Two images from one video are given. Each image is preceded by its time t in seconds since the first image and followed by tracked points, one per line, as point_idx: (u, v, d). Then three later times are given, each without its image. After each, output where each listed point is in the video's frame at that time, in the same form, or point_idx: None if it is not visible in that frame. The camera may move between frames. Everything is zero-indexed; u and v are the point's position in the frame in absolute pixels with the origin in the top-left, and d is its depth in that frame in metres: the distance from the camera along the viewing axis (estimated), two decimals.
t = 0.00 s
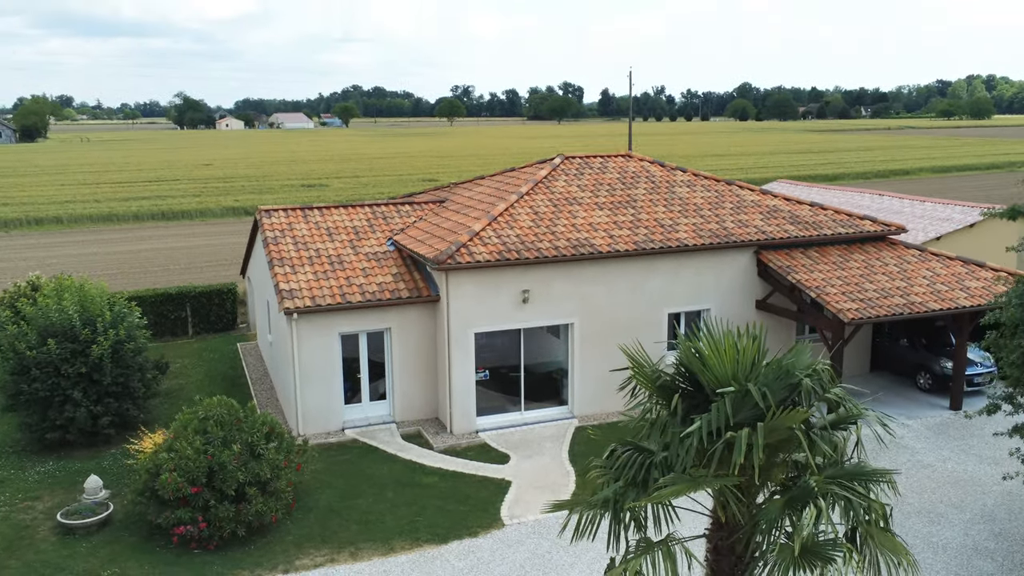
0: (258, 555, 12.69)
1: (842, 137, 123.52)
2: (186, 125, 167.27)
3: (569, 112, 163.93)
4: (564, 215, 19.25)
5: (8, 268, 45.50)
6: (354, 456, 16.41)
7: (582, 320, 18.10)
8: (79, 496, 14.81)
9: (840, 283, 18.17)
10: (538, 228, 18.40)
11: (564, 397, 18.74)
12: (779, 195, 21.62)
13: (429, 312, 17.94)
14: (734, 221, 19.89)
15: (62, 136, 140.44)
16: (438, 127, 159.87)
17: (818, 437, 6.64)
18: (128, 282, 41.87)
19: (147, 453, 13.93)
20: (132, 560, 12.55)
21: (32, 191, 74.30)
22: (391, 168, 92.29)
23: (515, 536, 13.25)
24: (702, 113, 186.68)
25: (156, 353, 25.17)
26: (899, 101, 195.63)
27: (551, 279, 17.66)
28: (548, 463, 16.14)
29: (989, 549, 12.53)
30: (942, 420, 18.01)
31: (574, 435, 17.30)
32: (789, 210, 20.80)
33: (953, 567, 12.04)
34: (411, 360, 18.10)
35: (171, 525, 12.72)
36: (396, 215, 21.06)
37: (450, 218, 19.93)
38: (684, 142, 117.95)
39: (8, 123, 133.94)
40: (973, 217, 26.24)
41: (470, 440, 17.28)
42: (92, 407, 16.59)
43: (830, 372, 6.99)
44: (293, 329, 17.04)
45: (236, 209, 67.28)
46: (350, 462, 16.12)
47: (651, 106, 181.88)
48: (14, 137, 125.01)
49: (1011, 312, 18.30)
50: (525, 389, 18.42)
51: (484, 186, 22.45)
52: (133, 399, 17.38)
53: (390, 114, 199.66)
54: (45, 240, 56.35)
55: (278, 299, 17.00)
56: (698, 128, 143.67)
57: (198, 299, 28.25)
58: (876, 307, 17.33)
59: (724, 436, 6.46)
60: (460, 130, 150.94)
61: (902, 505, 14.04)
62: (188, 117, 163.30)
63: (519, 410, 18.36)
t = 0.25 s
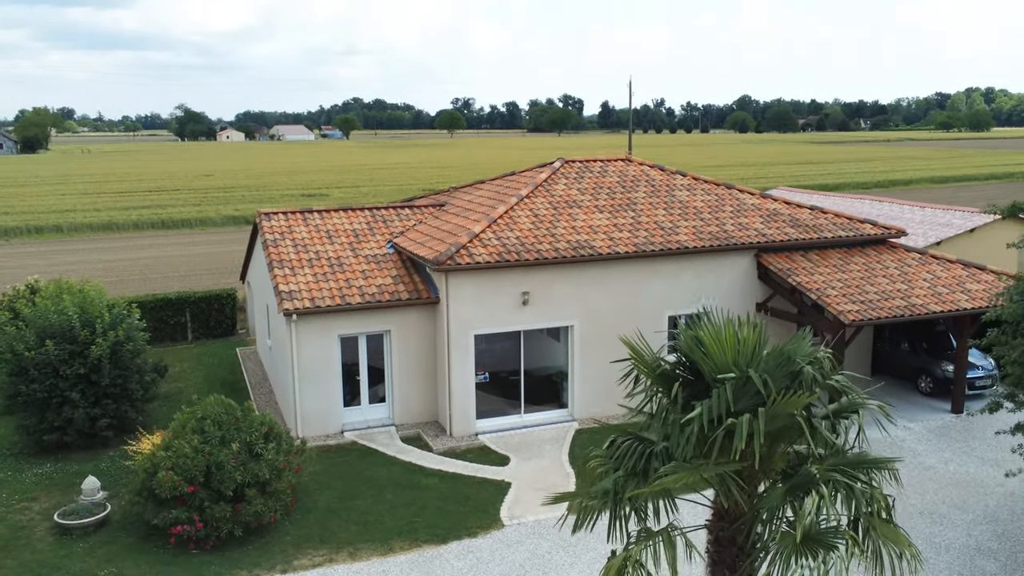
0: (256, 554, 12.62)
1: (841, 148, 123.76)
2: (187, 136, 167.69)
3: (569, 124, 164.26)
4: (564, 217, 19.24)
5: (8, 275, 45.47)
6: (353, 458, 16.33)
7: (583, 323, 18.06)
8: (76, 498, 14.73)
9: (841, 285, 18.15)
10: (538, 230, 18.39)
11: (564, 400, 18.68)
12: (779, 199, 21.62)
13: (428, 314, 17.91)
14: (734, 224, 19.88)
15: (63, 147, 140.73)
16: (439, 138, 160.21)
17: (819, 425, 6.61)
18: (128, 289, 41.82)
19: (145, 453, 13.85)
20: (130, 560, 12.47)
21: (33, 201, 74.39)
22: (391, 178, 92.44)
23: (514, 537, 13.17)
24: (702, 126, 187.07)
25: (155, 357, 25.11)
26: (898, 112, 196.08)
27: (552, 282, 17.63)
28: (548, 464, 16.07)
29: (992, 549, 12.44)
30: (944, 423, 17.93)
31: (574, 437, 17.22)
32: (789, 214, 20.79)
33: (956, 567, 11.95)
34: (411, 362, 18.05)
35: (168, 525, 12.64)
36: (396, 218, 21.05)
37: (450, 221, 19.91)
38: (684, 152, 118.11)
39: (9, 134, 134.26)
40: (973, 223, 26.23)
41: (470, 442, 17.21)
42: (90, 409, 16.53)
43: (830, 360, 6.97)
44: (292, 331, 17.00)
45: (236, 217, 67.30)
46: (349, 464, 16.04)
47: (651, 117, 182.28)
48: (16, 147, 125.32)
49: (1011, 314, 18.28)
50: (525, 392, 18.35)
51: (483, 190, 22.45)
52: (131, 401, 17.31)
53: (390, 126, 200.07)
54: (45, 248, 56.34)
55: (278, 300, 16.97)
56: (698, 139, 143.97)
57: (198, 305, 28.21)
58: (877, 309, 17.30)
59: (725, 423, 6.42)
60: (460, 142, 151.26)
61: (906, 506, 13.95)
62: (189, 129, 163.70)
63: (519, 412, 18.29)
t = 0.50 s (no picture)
0: (254, 556, 12.55)
1: (840, 158, 123.94)
2: (188, 146, 168.01)
3: (569, 134, 164.60)
4: (564, 221, 19.24)
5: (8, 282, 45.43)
6: (352, 461, 16.26)
7: (583, 326, 18.02)
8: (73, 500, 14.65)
9: (841, 288, 18.13)
10: (538, 233, 18.38)
11: (564, 404, 18.62)
12: (779, 203, 21.62)
13: (428, 317, 17.88)
14: (734, 227, 19.87)
15: (64, 158, 141.02)
16: (439, 149, 160.53)
17: (820, 416, 6.59)
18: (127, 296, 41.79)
19: (143, 454, 13.78)
20: (127, 561, 12.40)
21: (33, 210, 74.43)
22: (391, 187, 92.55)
23: (514, 538, 13.10)
24: (702, 136, 187.45)
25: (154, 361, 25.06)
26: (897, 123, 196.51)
27: (552, 285, 17.61)
28: (548, 467, 16.01)
29: (996, 551, 12.35)
30: (945, 426, 17.87)
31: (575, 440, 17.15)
32: (789, 218, 20.79)
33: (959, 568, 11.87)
34: (411, 365, 18.01)
35: (166, 526, 12.58)
36: (395, 222, 21.05)
37: (450, 225, 19.90)
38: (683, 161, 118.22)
39: (10, 144, 134.52)
40: (973, 228, 26.23)
41: (470, 445, 17.15)
42: (89, 412, 16.48)
43: (831, 352, 6.96)
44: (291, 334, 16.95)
45: (236, 226, 67.31)
46: (348, 466, 15.97)
47: (650, 127, 182.65)
48: (16, 157, 125.54)
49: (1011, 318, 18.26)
50: (525, 395, 18.30)
51: (483, 194, 22.46)
52: (130, 404, 17.26)
53: (391, 137, 200.39)
54: (45, 256, 56.31)
55: (277, 303, 16.93)
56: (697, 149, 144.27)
57: (197, 310, 28.17)
58: (878, 311, 17.27)
59: (727, 413, 6.38)
60: (460, 152, 151.61)
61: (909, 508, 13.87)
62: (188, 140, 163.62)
63: (519, 416, 18.23)
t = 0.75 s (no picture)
0: (252, 558, 12.48)
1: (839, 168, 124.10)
2: (188, 156, 168.32)
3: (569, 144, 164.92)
4: (564, 225, 19.23)
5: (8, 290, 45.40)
6: (351, 465, 16.20)
7: (583, 330, 17.98)
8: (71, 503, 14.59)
9: (841, 292, 18.11)
10: (537, 237, 18.37)
11: (564, 408, 18.56)
12: (779, 208, 21.62)
13: (427, 321, 17.85)
14: (734, 231, 19.86)
15: (65, 169, 141.01)
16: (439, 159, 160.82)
17: (821, 409, 6.56)
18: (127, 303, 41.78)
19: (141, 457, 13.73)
20: (124, 563, 12.34)
21: (33, 219, 74.47)
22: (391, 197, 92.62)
23: (513, 541, 13.02)
24: (701, 146, 187.80)
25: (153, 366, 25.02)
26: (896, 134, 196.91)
27: (552, 288, 17.59)
28: (548, 471, 15.95)
29: (999, 553, 12.27)
30: (946, 430, 17.80)
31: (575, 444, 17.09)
32: (789, 222, 20.78)
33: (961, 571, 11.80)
34: (410, 369, 17.97)
35: (163, 528, 12.52)
36: (395, 226, 21.04)
37: (449, 229, 19.90)
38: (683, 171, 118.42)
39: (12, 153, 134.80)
40: (973, 234, 26.23)
41: (469, 449, 17.08)
42: (87, 415, 16.43)
43: (832, 346, 6.93)
44: (290, 337, 16.92)
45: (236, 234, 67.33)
46: (347, 470, 15.91)
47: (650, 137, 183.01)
48: (17, 167, 125.72)
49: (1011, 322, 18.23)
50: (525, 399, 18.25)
51: (483, 199, 22.47)
52: (129, 408, 17.21)
53: (390, 148, 199.40)
54: (45, 263, 56.29)
55: (276, 306, 16.91)
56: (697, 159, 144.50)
57: (197, 316, 28.13)
58: (878, 315, 17.24)
59: (726, 406, 6.35)
60: (460, 163, 151.93)
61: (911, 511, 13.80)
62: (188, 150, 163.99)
63: (518, 420, 18.17)
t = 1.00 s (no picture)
0: (251, 560, 12.43)
1: (838, 177, 124.29)
2: (189, 164, 168.57)
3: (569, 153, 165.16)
4: (564, 228, 19.23)
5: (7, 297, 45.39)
6: (350, 468, 16.16)
7: (583, 333, 17.95)
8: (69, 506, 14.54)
9: (841, 296, 18.10)
10: (537, 241, 18.37)
11: (563, 412, 18.52)
12: (778, 212, 21.62)
13: (427, 324, 17.82)
14: (734, 235, 19.86)
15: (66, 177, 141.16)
16: (439, 167, 161.03)
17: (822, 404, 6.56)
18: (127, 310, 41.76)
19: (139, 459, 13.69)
20: (122, 565, 12.29)
21: (33, 227, 74.50)
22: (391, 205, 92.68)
23: (513, 543, 12.97)
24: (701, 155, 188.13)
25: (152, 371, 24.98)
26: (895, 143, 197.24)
27: (552, 292, 17.57)
28: (548, 474, 15.90)
29: (1001, 556, 12.21)
30: (946, 434, 17.75)
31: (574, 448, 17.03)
32: (789, 227, 20.78)
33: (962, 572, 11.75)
34: (410, 372, 17.93)
35: (161, 531, 12.47)
36: (395, 231, 21.04)
37: (449, 233, 19.89)
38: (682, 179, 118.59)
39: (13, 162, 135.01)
40: (973, 239, 26.23)
41: (469, 452, 17.04)
42: (86, 418, 16.38)
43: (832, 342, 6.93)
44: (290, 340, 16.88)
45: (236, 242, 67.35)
46: (346, 473, 15.86)
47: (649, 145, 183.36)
48: (18, 175, 125.88)
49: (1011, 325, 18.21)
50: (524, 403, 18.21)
51: (483, 204, 22.48)
52: (127, 411, 17.16)
53: (390, 157, 199.74)
54: (45, 271, 56.30)
55: (275, 309, 16.88)
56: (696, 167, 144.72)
57: (196, 321, 28.11)
58: (878, 318, 17.22)
59: (726, 401, 6.34)
60: (460, 172, 152.18)
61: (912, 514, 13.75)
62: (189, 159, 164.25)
63: (518, 423, 18.13)
